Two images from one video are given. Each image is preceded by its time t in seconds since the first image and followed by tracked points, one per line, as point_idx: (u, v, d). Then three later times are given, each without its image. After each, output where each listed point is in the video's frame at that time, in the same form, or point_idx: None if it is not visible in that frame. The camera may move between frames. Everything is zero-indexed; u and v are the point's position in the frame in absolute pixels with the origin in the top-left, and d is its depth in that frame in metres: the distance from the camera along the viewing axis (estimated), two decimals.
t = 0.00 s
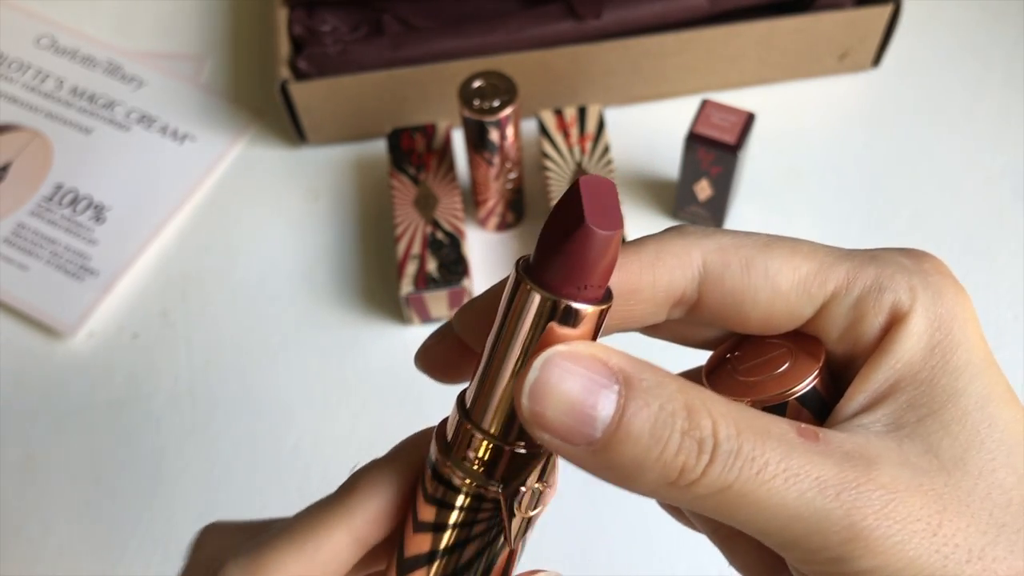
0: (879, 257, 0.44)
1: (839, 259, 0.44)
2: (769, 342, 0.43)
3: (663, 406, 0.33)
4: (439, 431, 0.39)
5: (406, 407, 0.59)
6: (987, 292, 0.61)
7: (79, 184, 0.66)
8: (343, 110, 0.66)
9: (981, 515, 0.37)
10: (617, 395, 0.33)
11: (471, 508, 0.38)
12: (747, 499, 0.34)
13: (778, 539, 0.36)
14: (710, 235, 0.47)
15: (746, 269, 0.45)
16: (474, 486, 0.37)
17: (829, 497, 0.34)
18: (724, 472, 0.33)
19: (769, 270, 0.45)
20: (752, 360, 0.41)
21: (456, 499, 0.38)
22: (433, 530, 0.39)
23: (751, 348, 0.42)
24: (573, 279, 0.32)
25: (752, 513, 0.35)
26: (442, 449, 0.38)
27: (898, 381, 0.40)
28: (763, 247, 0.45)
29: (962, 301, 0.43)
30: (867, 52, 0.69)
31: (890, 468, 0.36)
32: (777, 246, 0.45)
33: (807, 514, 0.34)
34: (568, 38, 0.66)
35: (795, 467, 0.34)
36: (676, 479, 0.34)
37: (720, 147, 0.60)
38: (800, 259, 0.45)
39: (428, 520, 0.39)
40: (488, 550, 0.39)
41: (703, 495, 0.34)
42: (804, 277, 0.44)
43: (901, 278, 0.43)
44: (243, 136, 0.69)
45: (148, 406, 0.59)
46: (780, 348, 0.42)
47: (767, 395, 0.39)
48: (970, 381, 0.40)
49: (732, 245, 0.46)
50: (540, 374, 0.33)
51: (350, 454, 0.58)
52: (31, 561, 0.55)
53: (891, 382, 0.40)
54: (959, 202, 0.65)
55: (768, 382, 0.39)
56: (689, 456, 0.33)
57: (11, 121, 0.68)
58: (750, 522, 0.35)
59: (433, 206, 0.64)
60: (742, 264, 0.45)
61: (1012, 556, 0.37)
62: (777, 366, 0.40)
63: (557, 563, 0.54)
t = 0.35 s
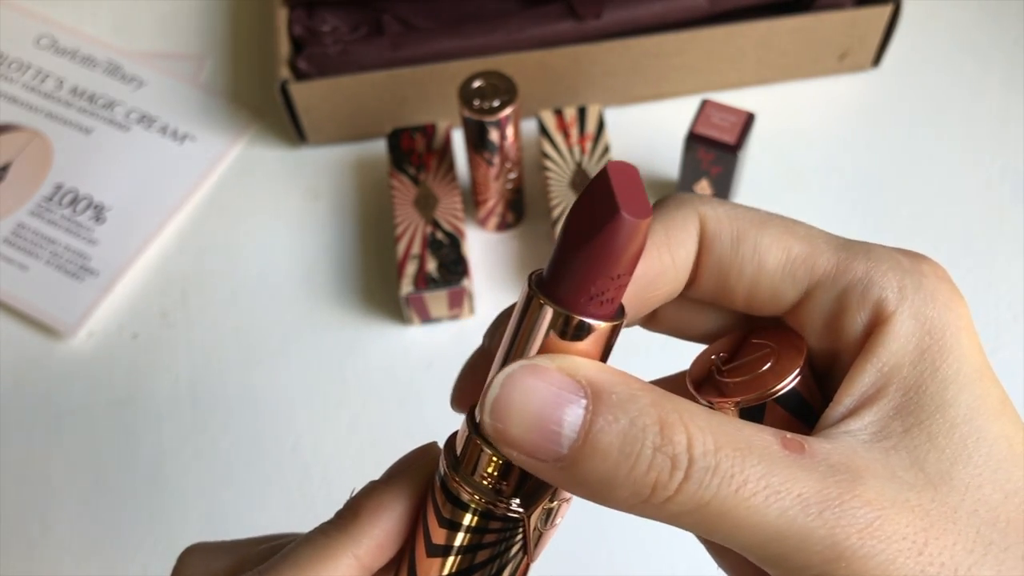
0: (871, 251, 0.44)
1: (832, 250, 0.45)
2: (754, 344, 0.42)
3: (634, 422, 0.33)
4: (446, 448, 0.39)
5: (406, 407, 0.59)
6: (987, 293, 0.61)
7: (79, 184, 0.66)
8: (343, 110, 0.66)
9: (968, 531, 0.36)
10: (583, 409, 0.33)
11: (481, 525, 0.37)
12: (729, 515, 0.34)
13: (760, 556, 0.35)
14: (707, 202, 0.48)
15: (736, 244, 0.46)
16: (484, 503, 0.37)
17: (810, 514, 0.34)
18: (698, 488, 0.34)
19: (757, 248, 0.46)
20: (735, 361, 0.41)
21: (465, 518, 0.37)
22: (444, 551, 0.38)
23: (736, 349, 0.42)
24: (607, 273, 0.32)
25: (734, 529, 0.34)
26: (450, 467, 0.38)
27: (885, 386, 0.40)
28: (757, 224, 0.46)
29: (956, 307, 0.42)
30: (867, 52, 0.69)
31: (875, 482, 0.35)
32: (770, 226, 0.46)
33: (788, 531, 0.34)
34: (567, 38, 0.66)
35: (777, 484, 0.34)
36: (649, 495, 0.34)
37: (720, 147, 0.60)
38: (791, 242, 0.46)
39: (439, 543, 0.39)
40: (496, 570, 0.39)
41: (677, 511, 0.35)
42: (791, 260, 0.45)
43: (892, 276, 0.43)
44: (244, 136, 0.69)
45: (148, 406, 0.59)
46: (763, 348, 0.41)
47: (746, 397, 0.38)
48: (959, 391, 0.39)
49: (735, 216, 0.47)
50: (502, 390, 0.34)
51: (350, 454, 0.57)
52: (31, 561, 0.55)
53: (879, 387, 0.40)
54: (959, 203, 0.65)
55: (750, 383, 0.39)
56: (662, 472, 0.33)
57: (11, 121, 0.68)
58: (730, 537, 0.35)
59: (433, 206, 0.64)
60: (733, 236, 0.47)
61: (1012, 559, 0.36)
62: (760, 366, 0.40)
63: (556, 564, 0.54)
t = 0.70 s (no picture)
0: (849, 243, 0.44)
1: (807, 236, 0.45)
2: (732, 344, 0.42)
3: (604, 418, 0.33)
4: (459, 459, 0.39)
5: (406, 407, 0.59)
6: (987, 293, 0.61)
7: (79, 184, 0.66)
8: (343, 110, 0.66)
9: (945, 525, 0.36)
10: (550, 409, 0.33)
11: (494, 534, 0.37)
12: (703, 512, 0.34)
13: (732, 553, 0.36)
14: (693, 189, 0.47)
15: (719, 225, 0.46)
16: (497, 510, 0.37)
17: (783, 509, 0.34)
18: (669, 485, 0.33)
19: (737, 228, 0.46)
20: (713, 362, 0.41)
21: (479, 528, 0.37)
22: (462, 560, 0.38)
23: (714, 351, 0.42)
24: (621, 254, 0.32)
25: (705, 527, 0.34)
26: (464, 476, 0.38)
27: (862, 378, 0.40)
28: (740, 207, 0.46)
29: (932, 300, 0.42)
30: (867, 52, 0.69)
31: (852, 476, 0.35)
32: (752, 209, 0.46)
33: (764, 526, 0.34)
34: (567, 38, 0.66)
35: (750, 480, 0.34)
36: (620, 492, 0.34)
37: (720, 147, 0.60)
38: (771, 229, 0.46)
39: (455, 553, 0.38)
40: None
41: (649, 509, 0.34)
42: (767, 245, 0.46)
43: (867, 268, 0.43)
44: (244, 136, 0.69)
45: (148, 406, 0.59)
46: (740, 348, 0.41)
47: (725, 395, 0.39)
48: (937, 382, 0.39)
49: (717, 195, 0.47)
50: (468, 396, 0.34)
51: (350, 454, 0.58)
52: (32, 561, 0.55)
53: (856, 378, 0.40)
54: (960, 203, 0.65)
55: (726, 382, 0.39)
56: (633, 469, 0.33)
57: (11, 121, 0.68)
58: (707, 536, 0.35)
59: (433, 206, 0.64)
60: (716, 213, 0.46)
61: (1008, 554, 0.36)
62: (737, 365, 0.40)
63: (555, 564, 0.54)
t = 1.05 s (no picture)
0: (806, 281, 0.45)
1: (763, 285, 0.45)
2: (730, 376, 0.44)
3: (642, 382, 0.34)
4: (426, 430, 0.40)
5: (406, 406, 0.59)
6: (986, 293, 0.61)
7: (78, 184, 0.66)
8: (343, 110, 0.66)
9: (977, 512, 0.36)
10: (599, 370, 0.34)
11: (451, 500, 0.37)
12: (732, 484, 0.34)
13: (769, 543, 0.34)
14: (627, 257, 0.48)
15: (669, 293, 0.46)
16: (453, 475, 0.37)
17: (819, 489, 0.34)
18: (706, 447, 0.34)
19: (692, 295, 0.46)
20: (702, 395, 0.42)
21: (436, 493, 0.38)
22: (409, 550, 0.38)
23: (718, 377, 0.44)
24: (518, 188, 0.33)
25: (739, 501, 0.34)
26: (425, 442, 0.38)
27: (860, 404, 0.41)
28: (688, 272, 0.46)
29: (896, 313, 0.44)
30: (867, 51, 0.69)
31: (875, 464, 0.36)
32: (700, 273, 0.46)
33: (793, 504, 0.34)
34: (567, 38, 0.66)
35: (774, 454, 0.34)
36: (659, 453, 0.34)
37: (720, 147, 0.60)
38: (722, 286, 0.46)
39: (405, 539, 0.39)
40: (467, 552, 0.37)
41: (686, 479, 0.34)
42: (731, 300, 0.45)
43: (830, 298, 0.44)
44: (244, 136, 0.69)
45: (147, 406, 0.59)
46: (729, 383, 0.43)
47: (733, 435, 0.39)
48: (931, 385, 0.40)
49: (654, 266, 0.47)
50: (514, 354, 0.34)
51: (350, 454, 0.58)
52: (31, 561, 0.55)
53: (853, 405, 0.41)
54: (960, 203, 0.65)
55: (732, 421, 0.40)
56: (671, 431, 0.34)
57: (11, 121, 0.68)
58: (737, 521, 0.34)
59: (433, 206, 0.65)
60: (665, 285, 0.46)
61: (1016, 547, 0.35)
62: (729, 401, 0.42)
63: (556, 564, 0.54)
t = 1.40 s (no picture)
0: (833, 273, 0.45)
1: (792, 278, 0.45)
2: (745, 375, 0.44)
3: (637, 436, 0.34)
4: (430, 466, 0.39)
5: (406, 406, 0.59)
6: (985, 293, 0.61)
7: (79, 184, 0.66)
8: (343, 110, 0.66)
9: (978, 514, 0.36)
10: (589, 427, 0.34)
11: (468, 533, 0.37)
12: (735, 516, 0.34)
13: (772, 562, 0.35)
14: (656, 262, 0.48)
15: (700, 294, 0.46)
16: (469, 516, 0.37)
17: (818, 508, 0.34)
18: (707, 494, 0.33)
19: (722, 294, 0.46)
20: (723, 394, 0.42)
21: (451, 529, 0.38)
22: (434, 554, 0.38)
23: (728, 380, 0.43)
24: (544, 211, 0.31)
25: (742, 535, 0.34)
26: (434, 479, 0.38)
27: (869, 396, 0.41)
28: (715, 270, 0.46)
29: (917, 305, 0.44)
30: (866, 51, 0.69)
31: (879, 475, 0.36)
32: (728, 272, 0.46)
33: (796, 526, 0.34)
34: (567, 38, 0.66)
35: (778, 480, 0.34)
36: (659, 506, 0.34)
37: (720, 147, 0.60)
38: (753, 282, 0.46)
39: (428, 545, 0.38)
40: None
41: (689, 522, 0.34)
42: (760, 298, 0.45)
43: (855, 289, 0.44)
44: (244, 136, 0.69)
45: (148, 406, 0.59)
46: (751, 380, 0.43)
47: (743, 429, 0.39)
48: (940, 381, 0.40)
49: (687, 267, 0.47)
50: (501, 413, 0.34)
51: (350, 454, 0.58)
52: (32, 560, 0.55)
53: (862, 398, 0.41)
54: (960, 203, 0.65)
55: (740, 417, 0.40)
56: (671, 481, 0.33)
57: (11, 121, 0.68)
58: (740, 546, 0.35)
59: (433, 206, 0.64)
60: (696, 283, 0.46)
61: (1017, 548, 0.36)
62: (750, 398, 0.41)
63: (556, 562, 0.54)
